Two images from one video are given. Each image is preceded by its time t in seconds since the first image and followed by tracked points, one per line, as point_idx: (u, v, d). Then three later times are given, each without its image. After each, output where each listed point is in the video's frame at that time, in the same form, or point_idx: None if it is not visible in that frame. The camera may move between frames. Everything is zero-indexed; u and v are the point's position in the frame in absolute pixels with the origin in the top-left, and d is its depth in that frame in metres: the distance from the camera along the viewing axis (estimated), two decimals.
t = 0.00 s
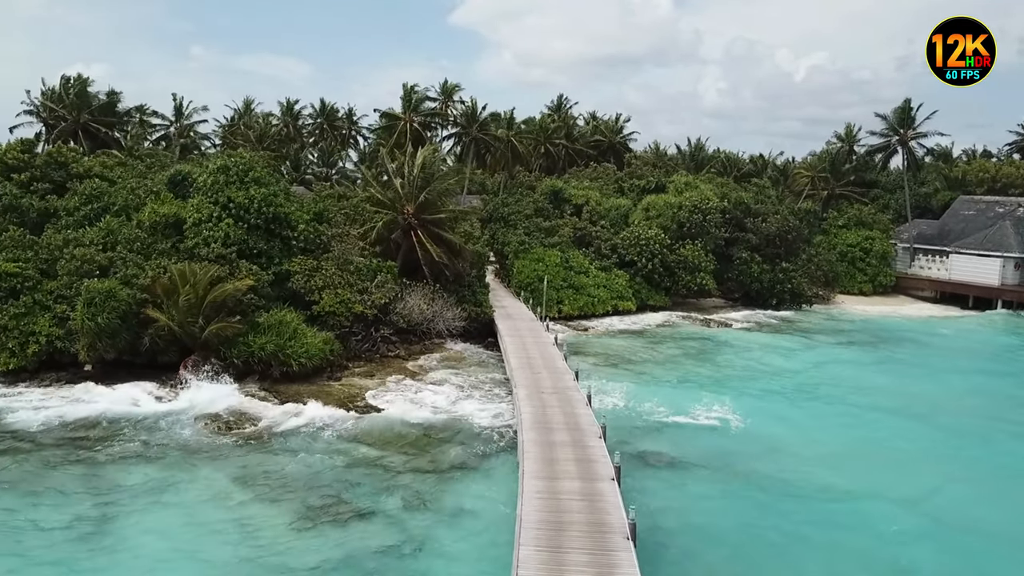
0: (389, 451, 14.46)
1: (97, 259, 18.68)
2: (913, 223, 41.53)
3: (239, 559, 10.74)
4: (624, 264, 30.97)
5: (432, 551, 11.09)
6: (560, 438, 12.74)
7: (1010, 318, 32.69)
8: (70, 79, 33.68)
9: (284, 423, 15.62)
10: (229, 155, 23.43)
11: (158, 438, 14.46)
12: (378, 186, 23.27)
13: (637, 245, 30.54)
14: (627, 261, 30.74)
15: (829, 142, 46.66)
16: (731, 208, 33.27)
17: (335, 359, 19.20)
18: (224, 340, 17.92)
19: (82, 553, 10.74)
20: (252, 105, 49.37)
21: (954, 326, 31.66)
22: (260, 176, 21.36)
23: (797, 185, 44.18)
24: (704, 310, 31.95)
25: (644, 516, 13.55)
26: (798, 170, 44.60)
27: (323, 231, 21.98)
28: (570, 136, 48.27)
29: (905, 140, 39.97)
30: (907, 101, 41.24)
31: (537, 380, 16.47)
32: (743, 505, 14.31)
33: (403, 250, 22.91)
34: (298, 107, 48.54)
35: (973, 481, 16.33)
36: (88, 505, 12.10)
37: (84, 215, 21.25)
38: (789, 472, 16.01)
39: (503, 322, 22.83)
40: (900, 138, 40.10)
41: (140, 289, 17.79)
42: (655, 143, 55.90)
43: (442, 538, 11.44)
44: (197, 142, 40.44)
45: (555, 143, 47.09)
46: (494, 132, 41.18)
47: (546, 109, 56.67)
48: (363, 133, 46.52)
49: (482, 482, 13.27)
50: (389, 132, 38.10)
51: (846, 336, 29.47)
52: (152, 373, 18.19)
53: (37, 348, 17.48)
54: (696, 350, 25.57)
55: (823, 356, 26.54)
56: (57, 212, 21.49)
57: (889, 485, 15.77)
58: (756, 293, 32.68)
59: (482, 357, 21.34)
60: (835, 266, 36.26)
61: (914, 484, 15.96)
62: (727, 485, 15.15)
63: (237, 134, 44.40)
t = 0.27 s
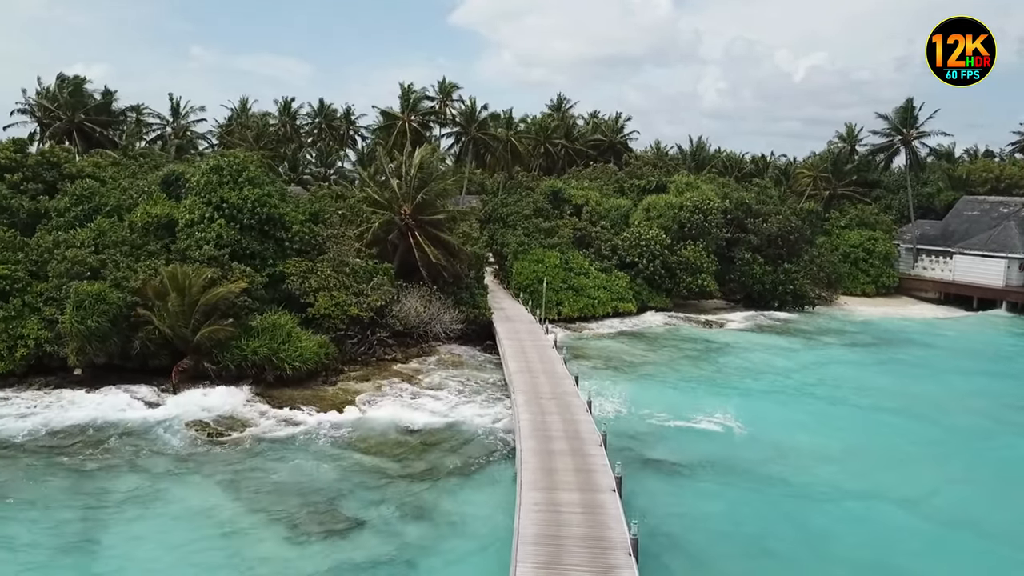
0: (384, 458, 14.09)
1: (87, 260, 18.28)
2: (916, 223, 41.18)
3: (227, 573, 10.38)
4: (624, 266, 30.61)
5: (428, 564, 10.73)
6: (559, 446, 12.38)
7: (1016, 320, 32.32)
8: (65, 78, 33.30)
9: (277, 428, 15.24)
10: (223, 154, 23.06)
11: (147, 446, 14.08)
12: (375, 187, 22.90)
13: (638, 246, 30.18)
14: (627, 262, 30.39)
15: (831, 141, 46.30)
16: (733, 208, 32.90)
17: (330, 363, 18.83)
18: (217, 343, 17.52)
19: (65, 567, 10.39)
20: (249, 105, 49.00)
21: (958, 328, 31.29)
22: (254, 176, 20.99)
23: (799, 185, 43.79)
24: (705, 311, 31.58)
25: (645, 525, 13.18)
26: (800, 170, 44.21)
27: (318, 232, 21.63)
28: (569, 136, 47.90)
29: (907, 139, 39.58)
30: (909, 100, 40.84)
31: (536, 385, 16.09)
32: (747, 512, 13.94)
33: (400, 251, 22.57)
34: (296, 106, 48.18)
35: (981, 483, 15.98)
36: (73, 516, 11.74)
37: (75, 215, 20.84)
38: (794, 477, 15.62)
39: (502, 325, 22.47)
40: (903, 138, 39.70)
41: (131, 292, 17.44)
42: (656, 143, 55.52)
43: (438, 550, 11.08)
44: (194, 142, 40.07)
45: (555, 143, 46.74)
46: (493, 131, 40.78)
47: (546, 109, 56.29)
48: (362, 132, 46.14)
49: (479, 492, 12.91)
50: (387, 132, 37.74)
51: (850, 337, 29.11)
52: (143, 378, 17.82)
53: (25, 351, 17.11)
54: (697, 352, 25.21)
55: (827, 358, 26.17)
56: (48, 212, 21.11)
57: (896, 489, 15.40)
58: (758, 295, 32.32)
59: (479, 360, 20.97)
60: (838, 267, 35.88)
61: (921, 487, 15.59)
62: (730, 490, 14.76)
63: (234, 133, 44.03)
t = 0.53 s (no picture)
0: (379, 466, 13.75)
1: (79, 262, 17.94)
2: (919, 224, 40.88)
3: None
4: (625, 267, 30.31)
5: None
6: (558, 455, 12.04)
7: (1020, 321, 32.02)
8: (60, 78, 32.99)
9: (271, 434, 14.91)
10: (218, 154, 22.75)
11: (137, 453, 13.75)
12: (372, 187, 22.59)
13: (639, 247, 29.88)
14: (628, 263, 30.09)
15: (832, 142, 46.00)
16: (734, 209, 32.59)
17: (326, 367, 18.52)
18: (211, 347, 17.18)
19: None
20: (246, 104, 48.68)
21: (962, 329, 30.99)
22: (248, 176, 20.67)
23: (801, 185, 43.45)
24: (706, 313, 31.24)
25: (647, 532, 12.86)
26: (801, 170, 43.88)
27: (313, 233, 21.35)
28: (569, 136, 47.61)
29: (910, 139, 39.26)
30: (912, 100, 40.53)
31: (535, 390, 15.77)
32: (751, 517, 13.62)
33: (397, 253, 22.29)
34: (294, 106, 47.89)
35: (991, 486, 15.62)
36: (60, 525, 11.43)
37: (68, 216, 20.50)
38: (800, 482, 15.25)
39: (501, 327, 22.16)
40: (905, 137, 39.38)
41: (123, 294, 17.12)
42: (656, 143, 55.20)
43: (434, 562, 10.76)
44: (191, 142, 39.76)
45: (554, 143, 46.48)
46: (492, 131, 40.45)
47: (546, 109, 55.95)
48: (360, 132, 45.83)
49: (477, 501, 12.59)
50: (386, 132, 37.45)
51: (853, 339, 28.79)
52: (135, 381, 17.50)
53: (15, 355, 16.79)
54: (699, 355, 24.87)
55: (830, 360, 25.86)
56: (41, 213, 20.78)
57: (905, 493, 15.03)
58: (760, 296, 32.02)
59: (478, 364, 20.64)
60: (841, 268, 35.57)
61: (930, 491, 15.23)
62: (735, 496, 14.40)
63: (231, 133, 43.71)
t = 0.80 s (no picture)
0: (373, 474, 13.38)
1: (69, 264, 17.57)
2: (922, 224, 40.55)
3: None
4: (625, 268, 29.95)
5: None
6: (558, 463, 11.70)
7: None
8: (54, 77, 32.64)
9: (263, 440, 14.54)
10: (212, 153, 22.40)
11: (125, 462, 13.38)
12: (368, 187, 22.25)
13: (640, 248, 29.52)
14: (628, 264, 29.75)
15: (834, 141, 45.66)
16: (736, 209, 32.25)
17: (321, 370, 18.17)
18: (203, 350, 16.82)
19: None
20: (244, 104, 48.32)
21: (967, 331, 30.64)
22: (242, 176, 20.31)
23: (803, 185, 43.04)
24: (708, 315, 30.88)
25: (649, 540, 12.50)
26: (803, 169, 43.52)
27: (308, 234, 21.04)
28: (569, 135, 47.29)
29: (913, 139, 38.89)
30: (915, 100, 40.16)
31: (534, 396, 15.41)
32: (753, 519, 13.39)
33: (394, 255, 21.98)
34: (292, 106, 47.58)
35: (991, 484, 15.53)
36: (42, 536, 11.06)
37: (59, 217, 20.15)
38: (806, 487, 14.87)
39: (500, 329, 21.82)
40: (909, 137, 39.02)
41: (113, 296, 16.77)
42: (657, 143, 54.83)
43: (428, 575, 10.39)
44: (187, 142, 39.40)
45: (554, 142, 46.20)
46: (491, 131, 40.07)
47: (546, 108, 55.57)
48: (358, 132, 45.44)
49: (474, 511, 12.25)
50: (384, 131, 37.11)
51: (858, 342, 28.40)
52: (126, 386, 17.14)
53: (3, 359, 16.44)
54: (701, 358, 24.52)
55: (834, 362, 25.51)
56: (32, 214, 20.43)
57: (915, 497, 14.63)
58: (762, 298, 31.67)
59: (476, 368, 20.29)
60: (843, 269, 35.21)
61: (940, 495, 14.83)
62: (740, 502, 14.02)
63: (228, 133, 43.33)
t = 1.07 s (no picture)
0: (368, 481, 13.07)
1: (61, 266, 17.28)
2: (924, 224, 40.26)
3: None
4: (626, 269, 29.65)
5: None
6: (558, 471, 11.42)
7: None
8: (50, 77, 32.36)
9: (257, 446, 14.24)
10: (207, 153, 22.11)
11: (114, 469, 13.08)
12: (365, 188, 21.94)
13: (640, 249, 29.22)
14: (629, 265, 29.47)
15: (835, 141, 45.40)
16: (737, 210, 31.97)
17: (316, 374, 17.86)
18: (197, 353, 16.52)
19: None
20: (242, 104, 48.05)
21: (971, 332, 30.32)
22: (237, 176, 20.01)
23: (804, 185, 42.75)
24: (709, 316, 30.58)
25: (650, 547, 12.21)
26: (805, 169, 43.23)
27: (304, 235, 20.74)
28: (570, 135, 47.02)
29: (915, 138, 38.58)
30: (917, 99, 39.88)
31: (533, 401, 15.09)
32: (752, 519, 13.30)
33: (391, 256, 21.68)
34: (290, 106, 47.31)
35: (987, 479, 15.60)
36: (26, 545, 10.76)
37: (51, 217, 19.85)
38: (811, 492, 14.58)
39: (498, 331, 21.52)
40: (911, 137, 38.71)
41: (105, 298, 16.46)
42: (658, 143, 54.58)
43: None
44: (185, 142, 39.14)
45: (554, 142, 45.98)
46: (490, 131, 39.77)
47: (546, 108, 55.32)
48: (357, 132, 45.16)
49: (470, 519, 11.95)
50: (383, 131, 36.86)
51: (861, 344, 28.07)
52: (118, 389, 16.83)
53: None
54: (702, 360, 24.22)
55: (837, 365, 25.21)
56: (24, 215, 20.14)
57: (924, 502, 14.32)
58: (764, 299, 31.36)
59: (475, 371, 20.00)
60: (846, 270, 34.91)
61: (949, 499, 14.51)
62: (744, 507, 13.72)
63: (226, 133, 43.04)
